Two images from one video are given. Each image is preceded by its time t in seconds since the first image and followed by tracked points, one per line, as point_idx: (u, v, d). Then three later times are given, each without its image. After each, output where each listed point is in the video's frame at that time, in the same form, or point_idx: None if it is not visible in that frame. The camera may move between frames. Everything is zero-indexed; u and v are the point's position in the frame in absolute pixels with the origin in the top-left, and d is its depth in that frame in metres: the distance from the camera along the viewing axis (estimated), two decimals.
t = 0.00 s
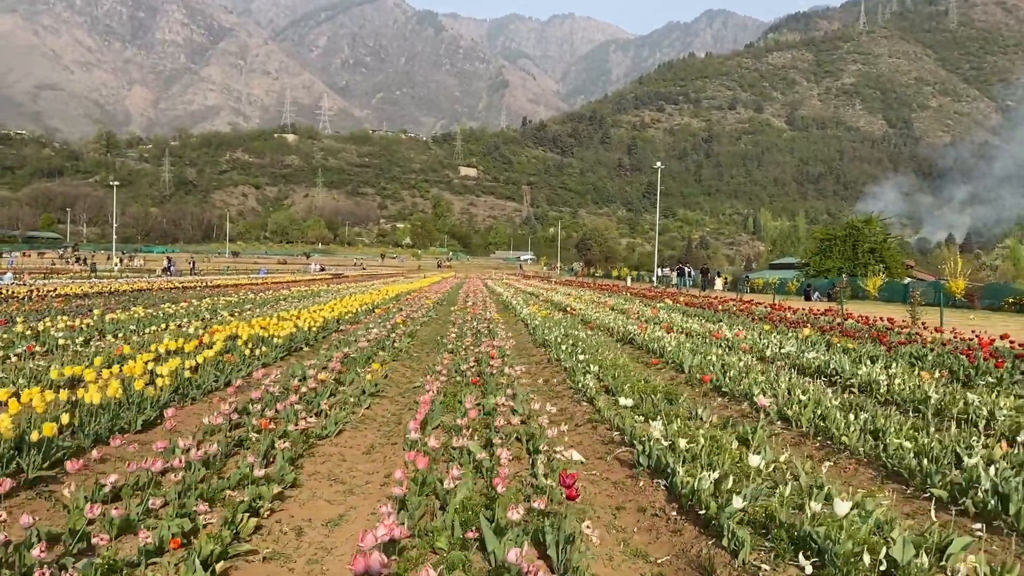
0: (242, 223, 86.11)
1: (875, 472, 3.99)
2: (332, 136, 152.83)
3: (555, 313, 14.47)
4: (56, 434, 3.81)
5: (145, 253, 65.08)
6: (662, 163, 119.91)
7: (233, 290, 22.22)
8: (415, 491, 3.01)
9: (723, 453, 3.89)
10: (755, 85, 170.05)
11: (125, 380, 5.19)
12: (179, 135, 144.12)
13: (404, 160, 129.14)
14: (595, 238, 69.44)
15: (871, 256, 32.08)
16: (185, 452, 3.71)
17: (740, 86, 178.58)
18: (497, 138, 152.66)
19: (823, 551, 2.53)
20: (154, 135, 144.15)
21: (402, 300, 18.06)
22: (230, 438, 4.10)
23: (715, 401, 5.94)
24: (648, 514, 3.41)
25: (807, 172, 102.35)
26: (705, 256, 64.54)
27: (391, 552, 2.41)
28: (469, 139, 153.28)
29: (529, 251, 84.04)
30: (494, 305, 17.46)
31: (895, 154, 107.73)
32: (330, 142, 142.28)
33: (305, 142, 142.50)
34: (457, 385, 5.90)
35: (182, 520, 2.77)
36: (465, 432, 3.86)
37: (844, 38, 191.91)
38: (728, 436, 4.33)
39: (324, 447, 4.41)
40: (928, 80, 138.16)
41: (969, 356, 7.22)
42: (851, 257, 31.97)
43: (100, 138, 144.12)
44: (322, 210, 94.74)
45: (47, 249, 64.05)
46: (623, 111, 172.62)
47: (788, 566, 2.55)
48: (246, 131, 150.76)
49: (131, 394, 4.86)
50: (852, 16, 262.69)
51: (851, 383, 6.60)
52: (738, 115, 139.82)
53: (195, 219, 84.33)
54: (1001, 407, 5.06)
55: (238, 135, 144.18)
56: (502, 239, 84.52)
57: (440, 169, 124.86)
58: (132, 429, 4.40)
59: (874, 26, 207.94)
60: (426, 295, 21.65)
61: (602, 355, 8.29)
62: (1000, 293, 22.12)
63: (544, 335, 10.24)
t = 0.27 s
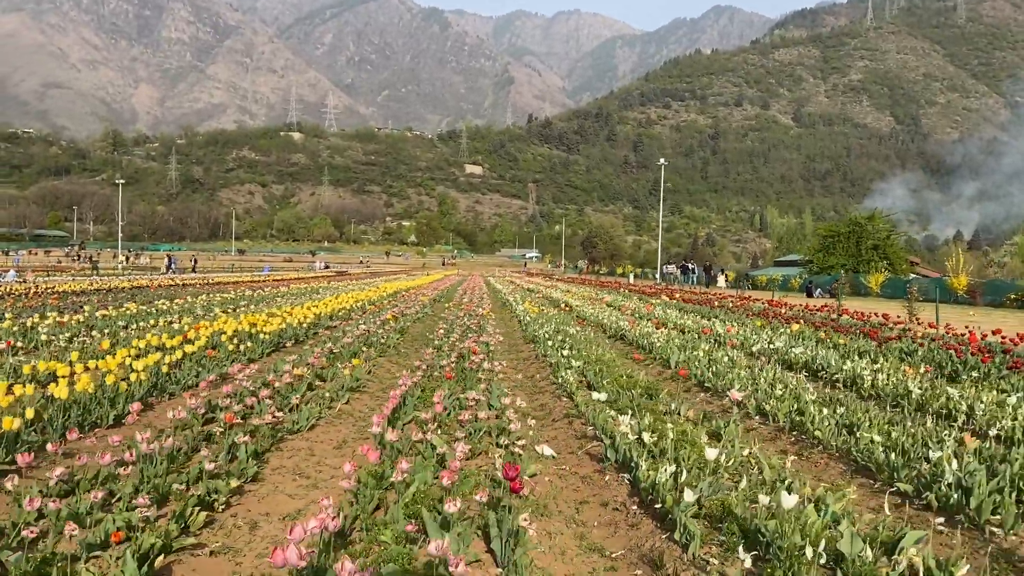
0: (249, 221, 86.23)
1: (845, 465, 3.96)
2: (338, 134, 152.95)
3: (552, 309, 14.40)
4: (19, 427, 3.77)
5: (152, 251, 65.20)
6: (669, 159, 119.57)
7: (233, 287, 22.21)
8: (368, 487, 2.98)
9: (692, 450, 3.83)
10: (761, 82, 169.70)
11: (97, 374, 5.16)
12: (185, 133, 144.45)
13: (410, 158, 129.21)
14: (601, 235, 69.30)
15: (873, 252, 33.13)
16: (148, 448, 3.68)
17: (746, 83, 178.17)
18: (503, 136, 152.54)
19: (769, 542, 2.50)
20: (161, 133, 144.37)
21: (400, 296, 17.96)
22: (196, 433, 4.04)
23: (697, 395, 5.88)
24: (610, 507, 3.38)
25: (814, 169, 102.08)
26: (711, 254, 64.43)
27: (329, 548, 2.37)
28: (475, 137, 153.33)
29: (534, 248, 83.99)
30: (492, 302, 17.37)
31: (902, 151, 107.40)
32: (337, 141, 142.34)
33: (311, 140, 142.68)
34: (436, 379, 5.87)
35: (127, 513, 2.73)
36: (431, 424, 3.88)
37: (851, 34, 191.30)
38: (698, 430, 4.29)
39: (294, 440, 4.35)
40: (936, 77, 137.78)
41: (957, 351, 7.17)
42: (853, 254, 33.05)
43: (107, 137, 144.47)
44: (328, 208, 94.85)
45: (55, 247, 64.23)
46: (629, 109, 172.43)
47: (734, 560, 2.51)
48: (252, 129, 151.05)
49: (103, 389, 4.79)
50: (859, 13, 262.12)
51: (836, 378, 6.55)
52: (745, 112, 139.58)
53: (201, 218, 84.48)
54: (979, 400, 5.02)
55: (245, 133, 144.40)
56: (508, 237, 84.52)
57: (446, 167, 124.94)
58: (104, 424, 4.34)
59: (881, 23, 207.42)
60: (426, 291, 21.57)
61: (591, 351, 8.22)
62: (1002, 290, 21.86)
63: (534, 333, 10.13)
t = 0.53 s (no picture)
0: (254, 220, 86.32)
1: (812, 467, 3.92)
2: (344, 132, 153.06)
3: (546, 308, 14.32)
4: None
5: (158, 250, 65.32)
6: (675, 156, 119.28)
7: (232, 286, 22.19)
8: (316, 488, 2.92)
9: (660, 450, 3.77)
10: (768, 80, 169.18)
11: (67, 375, 5.10)
12: (192, 131, 144.83)
13: (415, 156, 129.19)
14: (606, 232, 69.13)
15: (876, 250, 32.89)
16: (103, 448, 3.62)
17: (753, 79, 177.62)
18: (509, 134, 152.37)
19: (710, 547, 2.45)
20: (167, 131, 144.57)
21: (397, 294, 17.88)
22: (157, 434, 3.98)
23: (674, 396, 5.81)
24: (566, 509, 3.33)
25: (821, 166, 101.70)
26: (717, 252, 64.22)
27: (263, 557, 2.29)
28: (480, 135, 153.18)
29: (540, 246, 83.87)
30: (487, 301, 17.28)
31: (909, 148, 106.92)
32: (342, 138, 142.34)
33: (317, 138, 142.77)
34: (411, 379, 5.80)
35: (65, 515, 2.68)
36: (394, 424, 3.83)
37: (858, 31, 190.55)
38: (665, 432, 4.23)
39: (260, 441, 4.29)
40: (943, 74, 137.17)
41: (940, 350, 7.12)
42: (856, 252, 32.86)
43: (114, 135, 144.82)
44: (333, 206, 94.89)
45: (61, 246, 64.40)
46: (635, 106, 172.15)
47: (676, 567, 2.46)
48: (258, 127, 151.25)
49: (71, 389, 4.71)
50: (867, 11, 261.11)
51: (818, 378, 6.47)
52: (751, 109, 139.22)
53: (207, 216, 84.58)
54: (958, 401, 4.95)
55: (251, 131, 144.55)
56: (513, 235, 84.45)
57: (452, 165, 124.83)
58: (71, 424, 4.27)
59: (888, 20, 206.55)
60: (423, 290, 21.51)
61: (578, 350, 8.13)
62: (1003, 288, 21.65)
63: (523, 331, 10.03)
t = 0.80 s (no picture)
0: (262, 217, 86.48)
1: (776, 465, 3.88)
2: (351, 130, 153.18)
3: (542, 305, 14.25)
4: None
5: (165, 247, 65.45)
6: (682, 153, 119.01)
7: (231, 283, 22.20)
8: (263, 487, 2.89)
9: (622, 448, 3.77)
10: (775, 76, 168.68)
11: (38, 375, 5.07)
12: (199, 129, 145.14)
13: (422, 153, 129.23)
14: (612, 229, 69.02)
15: (878, 247, 32.73)
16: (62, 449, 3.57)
17: (760, 76, 177.12)
18: (516, 131, 152.29)
19: (647, 546, 2.42)
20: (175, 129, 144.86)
21: (395, 291, 17.82)
22: (121, 433, 3.96)
23: (654, 394, 5.75)
24: (523, 510, 3.29)
25: (829, 163, 101.30)
26: (724, 249, 64.07)
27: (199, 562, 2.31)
28: (487, 132, 153.15)
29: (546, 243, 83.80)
30: (483, 298, 17.22)
31: (918, 145, 106.45)
32: (349, 136, 142.45)
33: (324, 135, 142.89)
34: (388, 376, 5.76)
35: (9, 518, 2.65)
36: (354, 425, 3.80)
37: (866, 28, 189.75)
38: (632, 431, 4.17)
39: (226, 440, 4.26)
40: (952, 71, 136.47)
41: (927, 348, 7.04)
42: (860, 249, 32.75)
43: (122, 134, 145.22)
44: (340, 204, 94.97)
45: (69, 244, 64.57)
46: (642, 103, 171.79)
47: (616, 563, 2.45)
48: (265, 125, 151.50)
49: (45, 388, 4.72)
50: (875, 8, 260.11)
51: (802, 376, 6.39)
52: (758, 106, 138.81)
53: (214, 213, 84.74)
54: (936, 398, 4.89)
55: (258, 129, 144.82)
56: (520, 232, 84.37)
57: (459, 162, 124.80)
58: (36, 422, 4.25)
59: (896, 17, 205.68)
60: (422, 287, 21.45)
61: (565, 347, 8.07)
62: (1004, 285, 21.49)
63: (511, 329, 9.97)
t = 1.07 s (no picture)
0: (264, 219, 86.55)
1: (735, 467, 3.88)
2: (354, 130, 153.21)
3: (533, 305, 14.22)
4: None
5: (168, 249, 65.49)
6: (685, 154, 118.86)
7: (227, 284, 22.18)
8: (210, 486, 2.89)
9: (582, 450, 3.76)
10: (779, 77, 168.41)
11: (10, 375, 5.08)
12: (202, 130, 145.30)
13: (424, 154, 129.26)
14: (614, 230, 68.94)
15: (879, 248, 32.59)
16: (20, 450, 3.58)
17: (764, 77, 176.76)
18: (518, 131, 152.19)
19: (580, 547, 2.42)
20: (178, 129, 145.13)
21: (387, 292, 17.79)
22: (82, 432, 3.97)
23: (629, 395, 5.74)
24: (475, 510, 3.29)
25: (832, 163, 101.12)
26: (726, 250, 63.97)
27: (126, 562, 2.31)
28: (490, 133, 153.07)
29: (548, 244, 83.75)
30: (476, 298, 17.19)
31: (921, 146, 106.19)
32: (352, 137, 142.50)
33: (327, 135, 142.93)
34: (362, 377, 5.75)
35: None
36: (315, 425, 3.79)
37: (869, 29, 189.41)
38: (595, 434, 4.16)
39: (191, 440, 4.27)
40: (956, 71, 136.11)
41: (906, 348, 7.02)
42: (860, 249, 32.66)
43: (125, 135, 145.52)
44: (342, 205, 94.98)
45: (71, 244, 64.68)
46: (646, 104, 171.67)
47: (549, 564, 2.47)
48: (268, 125, 151.57)
49: (11, 389, 4.72)
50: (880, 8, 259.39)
51: (780, 377, 6.37)
52: (762, 106, 138.55)
53: (217, 214, 84.79)
54: (905, 400, 4.89)
55: (261, 130, 144.97)
56: (522, 233, 84.32)
57: (461, 163, 124.75)
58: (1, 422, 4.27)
59: (900, 17, 205.21)
60: (417, 288, 21.42)
61: (547, 348, 8.05)
62: (1003, 286, 21.39)
63: (497, 330, 9.95)
